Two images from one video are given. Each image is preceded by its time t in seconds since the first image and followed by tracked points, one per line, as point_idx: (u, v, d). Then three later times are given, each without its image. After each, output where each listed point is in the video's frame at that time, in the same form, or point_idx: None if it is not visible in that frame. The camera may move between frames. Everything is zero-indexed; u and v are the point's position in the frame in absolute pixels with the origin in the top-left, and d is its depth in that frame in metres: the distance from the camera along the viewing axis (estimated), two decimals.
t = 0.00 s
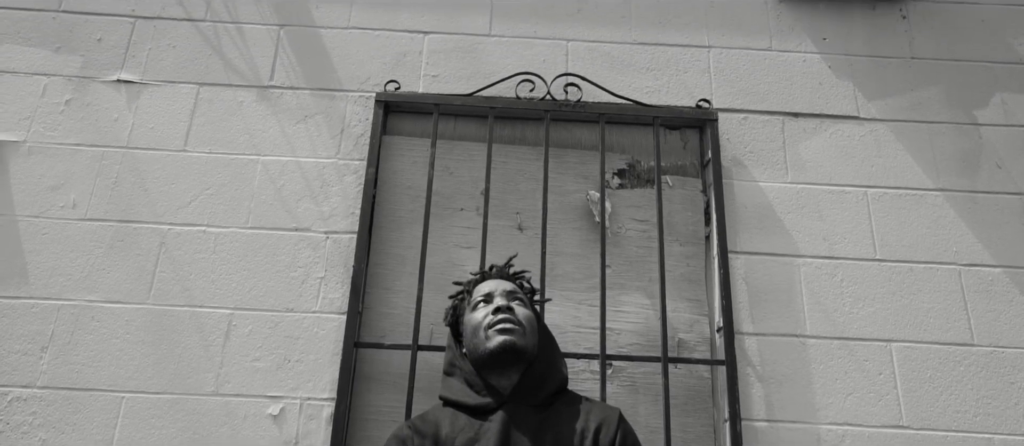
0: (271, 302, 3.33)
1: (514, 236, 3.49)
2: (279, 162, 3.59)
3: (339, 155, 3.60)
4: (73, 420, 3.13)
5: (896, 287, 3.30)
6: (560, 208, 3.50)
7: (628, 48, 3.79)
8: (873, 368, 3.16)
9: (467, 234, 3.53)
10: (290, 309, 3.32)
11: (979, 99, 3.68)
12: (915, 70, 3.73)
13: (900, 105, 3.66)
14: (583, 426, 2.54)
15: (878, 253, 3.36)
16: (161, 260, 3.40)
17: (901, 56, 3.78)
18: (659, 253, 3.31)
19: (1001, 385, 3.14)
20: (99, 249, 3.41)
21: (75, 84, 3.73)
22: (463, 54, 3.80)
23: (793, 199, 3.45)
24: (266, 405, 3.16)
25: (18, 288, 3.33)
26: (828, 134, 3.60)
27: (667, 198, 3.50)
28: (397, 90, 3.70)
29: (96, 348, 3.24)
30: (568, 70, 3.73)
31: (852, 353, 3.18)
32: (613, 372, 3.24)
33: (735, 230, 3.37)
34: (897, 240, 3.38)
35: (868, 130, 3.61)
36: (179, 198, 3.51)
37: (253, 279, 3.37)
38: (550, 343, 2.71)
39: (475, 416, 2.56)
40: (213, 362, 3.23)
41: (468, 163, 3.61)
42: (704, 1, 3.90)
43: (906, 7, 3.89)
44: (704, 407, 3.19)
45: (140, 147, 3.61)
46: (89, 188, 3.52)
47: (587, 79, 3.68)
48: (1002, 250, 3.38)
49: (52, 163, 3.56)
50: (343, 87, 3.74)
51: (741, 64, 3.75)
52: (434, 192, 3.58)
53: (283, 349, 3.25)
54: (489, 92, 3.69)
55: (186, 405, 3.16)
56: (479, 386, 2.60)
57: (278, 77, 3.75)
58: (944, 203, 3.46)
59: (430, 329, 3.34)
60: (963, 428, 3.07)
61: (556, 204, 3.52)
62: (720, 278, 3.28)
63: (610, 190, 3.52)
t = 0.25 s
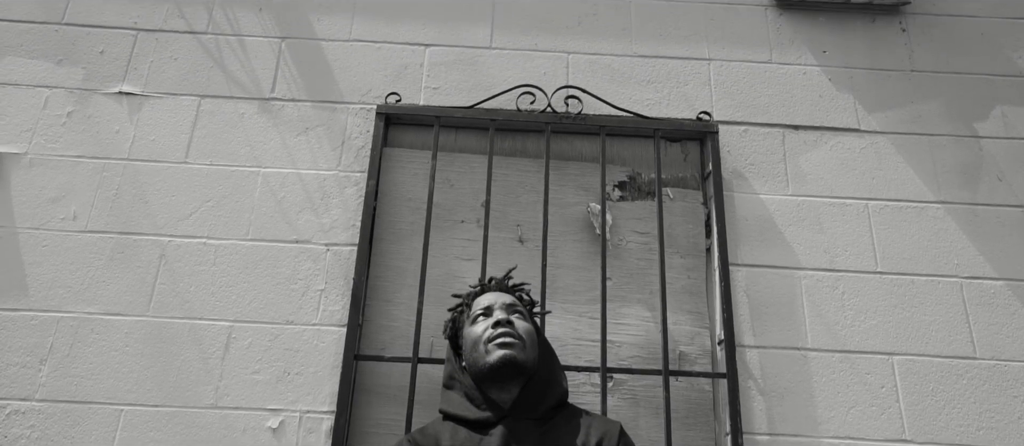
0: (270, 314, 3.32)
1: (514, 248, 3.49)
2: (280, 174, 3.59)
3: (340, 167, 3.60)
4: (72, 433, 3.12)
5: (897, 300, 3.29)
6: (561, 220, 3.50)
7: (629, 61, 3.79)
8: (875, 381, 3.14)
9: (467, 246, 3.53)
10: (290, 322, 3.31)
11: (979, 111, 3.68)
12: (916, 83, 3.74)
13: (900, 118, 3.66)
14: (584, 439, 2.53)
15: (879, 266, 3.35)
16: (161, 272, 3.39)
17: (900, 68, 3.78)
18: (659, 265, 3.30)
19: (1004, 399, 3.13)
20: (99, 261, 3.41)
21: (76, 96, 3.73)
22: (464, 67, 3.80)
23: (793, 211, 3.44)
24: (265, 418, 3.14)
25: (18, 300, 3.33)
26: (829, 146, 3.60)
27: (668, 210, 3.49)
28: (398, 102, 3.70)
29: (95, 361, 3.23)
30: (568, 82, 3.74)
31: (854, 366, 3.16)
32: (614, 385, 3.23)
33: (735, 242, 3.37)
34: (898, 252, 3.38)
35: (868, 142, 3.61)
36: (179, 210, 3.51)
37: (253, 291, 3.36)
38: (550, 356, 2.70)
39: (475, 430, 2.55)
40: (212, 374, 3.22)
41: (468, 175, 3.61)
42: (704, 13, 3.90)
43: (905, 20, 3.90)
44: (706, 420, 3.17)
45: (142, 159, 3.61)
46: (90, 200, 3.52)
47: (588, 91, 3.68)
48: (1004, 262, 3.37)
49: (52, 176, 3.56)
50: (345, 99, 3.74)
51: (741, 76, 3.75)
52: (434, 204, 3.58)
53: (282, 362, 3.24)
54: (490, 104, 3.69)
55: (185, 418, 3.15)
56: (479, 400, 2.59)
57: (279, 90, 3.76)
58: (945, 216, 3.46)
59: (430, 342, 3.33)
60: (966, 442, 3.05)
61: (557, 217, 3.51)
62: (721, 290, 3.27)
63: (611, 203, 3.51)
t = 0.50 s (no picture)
0: (270, 328, 3.31)
1: (514, 261, 3.48)
2: (280, 188, 3.59)
3: (340, 181, 3.60)
4: None
5: (898, 314, 3.27)
6: (561, 233, 3.49)
7: (629, 75, 3.80)
8: (876, 396, 3.13)
9: (467, 260, 3.52)
10: (289, 335, 3.30)
11: (979, 126, 3.68)
12: (915, 97, 3.74)
13: (900, 132, 3.66)
14: None
15: (880, 280, 3.34)
16: (160, 286, 3.38)
17: (900, 82, 3.78)
18: (659, 279, 3.29)
19: (1006, 414, 3.11)
20: (98, 275, 3.40)
21: (78, 109, 3.74)
22: (465, 80, 3.80)
23: (793, 225, 3.44)
24: (264, 433, 3.13)
25: (17, 314, 3.32)
26: (828, 160, 3.59)
27: (668, 223, 3.49)
28: (398, 115, 3.70)
29: (94, 375, 3.22)
30: (568, 96, 3.74)
31: (855, 381, 3.15)
32: (614, 400, 3.21)
33: (736, 256, 3.36)
34: (899, 266, 3.37)
35: (869, 156, 3.61)
36: (179, 223, 3.51)
37: (252, 305, 3.36)
38: (549, 370, 2.69)
39: None
40: (210, 389, 3.21)
41: (468, 189, 3.61)
42: (704, 28, 3.91)
43: (903, 35, 3.90)
44: (706, 435, 3.15)
45: (142, 172, 3.61)
46: (90, 213, 3.52)
47: (588, 105, 3.68)
48: (1004, 276, 3.36)
49: (53, 189, 3.56)
50: (345, 113, 3.74)
51: (742, 90, 3.75)
52: (434, 217, 3.57)
53: (281, 376, 3.23)
54: (490, 118, 3.69)
55: (183, 432, 3.13)
56: (478, 416, 2.58)
57: (280, 103, 3.76)
58: (946, 230, 3.45)
59: (430, 356, 3.32)
60: None
61: (557, 230, 3.51)
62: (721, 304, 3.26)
63: (611, 216, 3.51)
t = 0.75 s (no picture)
0: (269, 338, 3.30)
1: (514, 272, 3.47)
2: (280, 198, 3.58)
3: (340, 191, 3.60)
4: None
5: (898, 325, 3.26)
6: (561, 244, 3.49)
7: (628, 85, 3.80)
8: (877, 408, 3.11)
9: (467, 270, 3.51)
10: (288, 346, 3.29)
11: (979, 136, 3.68)
12: (915, 108, 3.73)
13: (899, 143, 3.65)
14: None
15: (880, 291, 3.33)
16: (159, 296, 3.38)
17: (899, 93, 3.78)
18: (659, 289, 3.29)
19: (1008, 425, 3.10)
20: (97, 285, 3.40)
21: (78, 119, 3.74)
22: (464, 91, 3.80)
23: (793, 236, 3.43)
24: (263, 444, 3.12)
25: (15, 324, 3.31)
26: (828, 171, 3.59)
27: (668, 234, 3.48)
28: (398, 126, 3.70)
29: (91, 385, 3.22)
30: (568, 106, 3.74)
31: (856, 392, 3.14)
32: (614, 411, 3.20)
33: (736, 267, 3.35)
34: (899, 277, 3.36)
35: (868, 167, 3.61)
36: (179, 234, 3.50)
37: (251, 315, 3.35)
38: (548, 381, 2.69)
39: None
40: (209, 400, 3.20)
41: (468, 199, 3.60)
42: (703, 38, 3.91)
43: (902, 46, 3.90)
44: None
45: (142, 183, 3.61)
46: (89, 223, 3.52)
47: (587, 115, 3.68)
48: (1005, 288, 3.35)
49: (52, 199, 3.56)
50: (346, 123, 3.74)
51: (741, 101, 3.75)
52: (434, 227, 3.57)
53: (280, 387, 3.22)
54: (490, 128, 3.69)
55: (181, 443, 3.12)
56: (478, 428, 2.58)
57: (280, 114, 3.76)
58: (945, 240, 3.44)
59: (429, 366, 3.31)
60: None
61: (557, 241, 3.50)
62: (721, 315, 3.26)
63: (610, 227, 3.50)
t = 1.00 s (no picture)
0: (268, 349, 3.30)
1: (514, 283, 3.46)
2: (280, 208, 3.58)
3: (339, 201, 3.59)
4: None
5: (898, 337, 3.25)
6: (561, 255, 3.48)
7: (628, 96, 3.80)
8: (878, 420, 3.10)
9: (466, 281, 3.50)
10: (287, 357, 3.28)
11: (978, 148, 3.68)
12: (915, 119, 3.73)
13: (899, 154, 3.65)
14: None
15: (881, 302, 3.32)
16: (158, 307, 3.37)
17: (898, 104, 3.78)
18: (659, 300, 3.28)
19: (1009, 437, 3.08)
20: (96, 295, 3.39)
21: (78, 129, 3.74)
22: (464, 102, 3.80)
23: (793, 247, 3.42)
24: None
25: (13, 334, 3.31)
26: (828, 182, 3.58)
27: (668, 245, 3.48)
28: (398, 136, 3.70)
29: (89, 396, 3.20)
30: (568, 117, 3.74)
31: (857, 404, 3.13)
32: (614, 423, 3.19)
33: (735, 278, 3.34)
34: (899, 288, 3.35)
35: (868, 178, 3.60)
36: (178, 244, 3.50)
37: (251, 326, 3.34)
38: (547, 391, 2.68)
39: None
40: (207, 411, 3.18)
41: (468, 210, 3.60)
42: (703, 49, 3.91)
43: (901, 57, 3.90)
44: None
45: (141, 193, 3.61)
46: (88, 233, 3.51)
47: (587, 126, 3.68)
48: (1005, 299, 3.34)
49: (51, 209, 3.55)
50: (346, 134, 3.74)
51: (741, 111, 3.75)
52: (434, 238, 3.56)
53: (279, 398, 3.21)
54: (490, 139, 3.69)
55: None
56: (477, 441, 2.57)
57: (280, 124, 3.76)
58: (946, 252, 3.43)
59: (429, 378, 3.30)
60: None
61: (557, 251, 3.49)
62: (721, 327, 3.25)
63: (610, 238, 3.50)
